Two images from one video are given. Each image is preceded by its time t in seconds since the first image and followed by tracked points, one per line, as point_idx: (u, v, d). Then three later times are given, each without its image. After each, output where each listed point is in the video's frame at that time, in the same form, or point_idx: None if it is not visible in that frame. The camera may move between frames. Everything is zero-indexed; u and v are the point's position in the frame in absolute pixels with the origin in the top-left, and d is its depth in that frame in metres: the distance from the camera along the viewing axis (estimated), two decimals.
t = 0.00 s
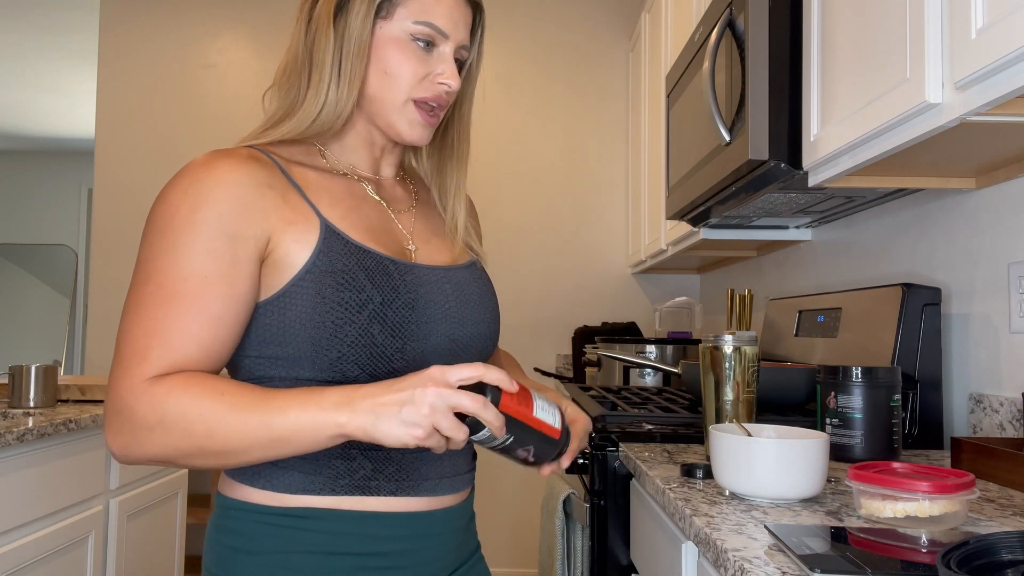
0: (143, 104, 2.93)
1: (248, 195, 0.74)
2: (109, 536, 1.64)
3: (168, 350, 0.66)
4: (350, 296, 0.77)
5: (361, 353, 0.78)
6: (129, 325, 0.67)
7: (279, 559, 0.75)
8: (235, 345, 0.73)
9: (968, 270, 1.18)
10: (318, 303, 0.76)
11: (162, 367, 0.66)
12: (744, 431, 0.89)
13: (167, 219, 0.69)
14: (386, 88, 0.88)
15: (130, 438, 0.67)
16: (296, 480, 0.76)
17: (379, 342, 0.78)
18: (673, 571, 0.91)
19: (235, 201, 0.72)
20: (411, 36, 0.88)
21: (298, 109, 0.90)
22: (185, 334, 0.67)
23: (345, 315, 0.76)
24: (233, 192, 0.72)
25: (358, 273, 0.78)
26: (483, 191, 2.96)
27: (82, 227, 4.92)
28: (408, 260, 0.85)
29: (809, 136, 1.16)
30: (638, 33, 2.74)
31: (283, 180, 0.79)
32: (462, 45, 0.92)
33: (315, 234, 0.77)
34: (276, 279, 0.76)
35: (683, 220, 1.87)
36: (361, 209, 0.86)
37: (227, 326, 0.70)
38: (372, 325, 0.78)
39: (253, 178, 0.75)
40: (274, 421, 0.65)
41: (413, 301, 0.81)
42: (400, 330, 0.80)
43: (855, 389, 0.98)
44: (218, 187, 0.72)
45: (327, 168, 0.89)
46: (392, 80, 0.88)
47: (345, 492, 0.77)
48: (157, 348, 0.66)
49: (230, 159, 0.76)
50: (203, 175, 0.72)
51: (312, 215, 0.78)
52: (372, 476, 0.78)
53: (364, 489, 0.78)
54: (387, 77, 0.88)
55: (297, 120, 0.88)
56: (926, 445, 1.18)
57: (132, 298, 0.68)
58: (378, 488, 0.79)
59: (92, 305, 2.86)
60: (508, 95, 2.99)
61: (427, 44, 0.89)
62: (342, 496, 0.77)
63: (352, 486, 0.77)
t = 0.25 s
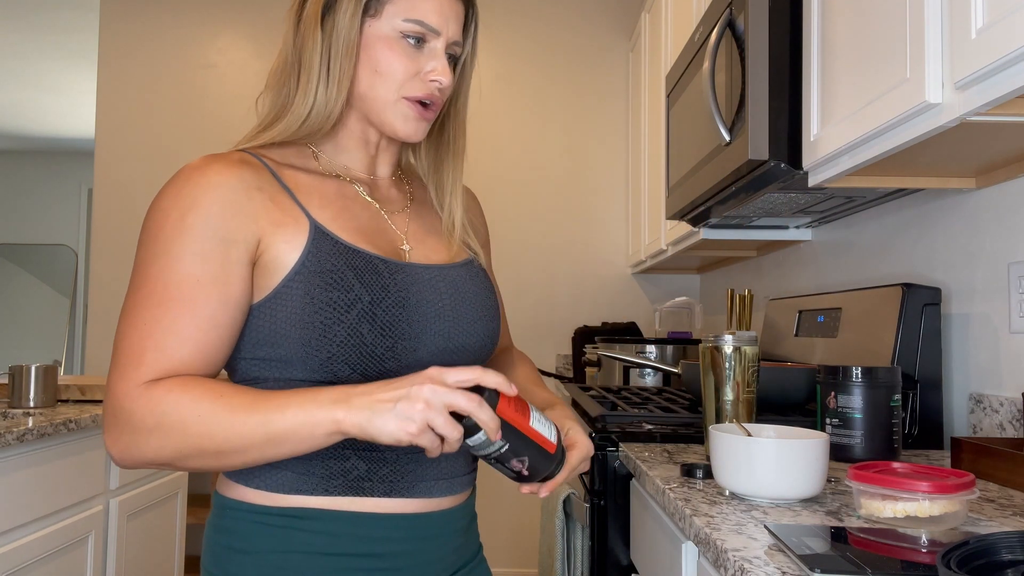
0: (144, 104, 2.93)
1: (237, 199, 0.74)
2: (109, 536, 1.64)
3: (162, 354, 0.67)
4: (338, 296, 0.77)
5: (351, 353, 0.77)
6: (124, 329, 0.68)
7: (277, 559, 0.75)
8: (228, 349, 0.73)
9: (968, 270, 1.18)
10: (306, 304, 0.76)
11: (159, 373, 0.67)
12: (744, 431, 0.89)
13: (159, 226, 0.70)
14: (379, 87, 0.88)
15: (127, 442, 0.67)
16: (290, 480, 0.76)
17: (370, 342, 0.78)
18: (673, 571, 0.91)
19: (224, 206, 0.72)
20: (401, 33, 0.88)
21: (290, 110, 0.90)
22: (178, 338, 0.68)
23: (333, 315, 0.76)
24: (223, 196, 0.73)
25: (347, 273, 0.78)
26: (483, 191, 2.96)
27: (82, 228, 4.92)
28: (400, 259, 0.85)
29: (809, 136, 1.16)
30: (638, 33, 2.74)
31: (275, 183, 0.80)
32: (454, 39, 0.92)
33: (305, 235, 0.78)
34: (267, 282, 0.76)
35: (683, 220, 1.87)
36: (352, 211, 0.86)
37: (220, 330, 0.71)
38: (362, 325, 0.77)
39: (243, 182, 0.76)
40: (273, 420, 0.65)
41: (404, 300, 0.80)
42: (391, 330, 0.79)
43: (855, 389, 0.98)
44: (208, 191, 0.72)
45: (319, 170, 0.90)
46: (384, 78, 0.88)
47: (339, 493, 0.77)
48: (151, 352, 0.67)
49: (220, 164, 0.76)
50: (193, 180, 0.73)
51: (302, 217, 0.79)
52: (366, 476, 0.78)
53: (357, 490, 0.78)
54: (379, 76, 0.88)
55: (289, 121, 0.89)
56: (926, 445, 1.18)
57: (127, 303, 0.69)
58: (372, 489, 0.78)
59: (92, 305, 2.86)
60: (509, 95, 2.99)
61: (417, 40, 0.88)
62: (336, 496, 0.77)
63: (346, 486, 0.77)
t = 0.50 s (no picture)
0: (144, 104, 2.93)
1: (237, 200, 0.74)
2: (109, 536, 1.64)
3: (161, 357, 0.67)
4: (339, 298, 0.77)
5: (353, 355, 0.77)
6: (122, 332, 0.68)
7: (278, 559, 0.75)
8: (228, 351, 0.73)
9: (968, 270, 1.18)
10: (307, 306, 0.76)
11: (158, 377, 0.67)
12: (744, 431, 0.89)
13: (159, 229, 0.70)
14: (380, 87, 0.88)
15: (125, 445, 0.67)
16: (291, 480, 0.76)
17: (371, 343, 0.78)
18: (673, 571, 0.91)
19: (223, 207, 0.72)
20: (403, 33, 0.88)
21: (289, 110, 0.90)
22: (177, 340, 0.68)
23: (334, 317, 0.76)
24: (222, 198, 0.73)
25: (346, 275, 0.77)
26: (483, 192, 2.96)
27: (82, 228, 4.92)
28: (400, 261, 0.85)
29: (809, 137, 1.16)
30: (638, 32, 2.74)
31: (274, 184, 0.79)
32: (455, 38, 0.92)
33: (305, 236, 0.78)
34: (266, 284, 0.76)
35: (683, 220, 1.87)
36: (353, 210, 0.86)
37: (220, 332, 0.71)
38: (363, 326, 0.77)
39: (242, 184, 0.76)
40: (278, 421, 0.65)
41: (405, 301, 0.80)
42: (392, 331, 0.79)
43: (855, 389, 0.98)
44: (207, 194, 0.72)
45: (318, 170, 0.90)
46: (385, 78, 0.88)
47: (340, 493, 0.77)
48: (151, 355, 0.67)
49: (219, 165, 0.76)
50: (192, 182, 0.73)
51: (301, 218, 0.79)
52: (368, 476, 0.78)
53: (359, 490, 0.78)
54: (380, 76, 0.88)
55: (288, 120, 0.89)
56: (926, 445, 1.18)
57: (125, 305, 0.69)
58: (374, 488, 0.78)
59: (92, 305, 2.86)
60: (509, 95, 2.99)
61: (420, 40, 0.89)
62: (337, 496, 0.77)
63: (348, 486, 0.77)
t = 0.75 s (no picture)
0: (144, 104, 2.93)
1: (241, 201, 0.74)
2: (109, 536, 1.64)
3: (166, 359, 0.67)
4: (346, 299, 0.77)
5: (360, 355, 0.77)
6: (127, 334, 0.67)
7: (283, 560, 0.75)
8: (233, 352, 0.73)
9: (968, 270, 1.18)
10: (315, 306, 0.76)
11: (164, 379, 0.67)
12: (744, 431, 0.89)
13: (163, 229, 0.70)
14: (382, 88, 0.88)
15: (131, 447, 0.67)
16: (299, 480, 0.76)
17: (378, 343, 0.78)
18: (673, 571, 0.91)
19: (227, 208, 0.72)
20: (406, 35, 0.88)
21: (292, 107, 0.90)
22: (182, 343, 0.67)
23: (342, 317, 0.76)
24: (227, 198, 0.73)
25: (354, 275, 0.78)
26: (483, 192, 2.96)
27: (82, 228, 4.92)
28: (405, 261, 0.85)
29: (809, 136, 1.16)
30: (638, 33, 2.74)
31: (277, 185, 0.79)
32: (458, 42, 0.92)
33: (310, 237, 0.78)
34: (271, 285, 0.76)
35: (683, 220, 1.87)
36: (356, 210, 0.86)
37: (225, 333, 0.70)
38: (370, 327, 0.77)
39: (245, 184, 0.75)
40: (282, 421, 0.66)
41: (411, 301, 0.80)
42: (399, 332, 0.79)
43: (855, 389, 0.98)
44: (213, 194, 0.72)
45: (319, 169, 0.90)
46: (387, 79, 0.88)
47: (348, 493, 0.77)
48: (156, 357, 0.66)
49: (221, 165, 0.76)
50: (195, 182, 0.72)
51: (306, 219, 0.79)
52: (376, 477, 0.78)
53: (366, 490, 0.78)
54: (383, 77, 0.88)
55: (291, 119, 0.89)
56: (926, 445, 1.18)
57: (130, 307, 0.68)
58: (381, 489, 0.78)
59: (92, 305, 2.86)
60: (508, 95, 2.99)
61: (422, 42, 0.89)
62: (345, 497, 0.77)
63: (356, 487, 0.77)
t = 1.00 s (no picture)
0: (144, 104, 2.93)
1: (246, 201, 0.73)
2: (109, 536, 1.64)
3: (171, 361, 0.66)
4: (352, 300, 0.77)
5: (365, 357, 0.77)
6: (131, 336, 0.67)
7: (287, 561, 0.75)
8: (238, 353, 0.73)
9: (968, 270, 1.18)
10: (320, 308, 0.76)
11: (170, 381, 0.66)
12: (744, 431, 0.89)
13: (168, 230, 0.69)
14: (387, 87, 0.88)
15: (138, 450, 0.67)
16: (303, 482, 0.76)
17: (383, 345, 0.78)
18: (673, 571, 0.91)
19: (232, 209, 0.72)
20: (409, 34, 0.88)
21: (293, 105, 0.90)
22: (188, 345, 0.67)
23: (347, 319, 0.76)
24: (232, 198, 0.72)
25: (359, 276, 0.78)
26: (483, 192, 2.97)
27: (82, 228, 4.92)
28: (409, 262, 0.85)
29: (809, 136, 1.16)
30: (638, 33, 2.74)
31: (281, 185, 0.79)
32: (459, 42, 0.92)
33: (316, 238, 0.78)
34: (276, 286, 0.76)
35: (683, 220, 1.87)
36: (359, 210, 0.86)
37: (231, 335, 0.70)
38: (375, 328, 0.78)
39: (249, 184, 0.75)
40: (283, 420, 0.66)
41: (416, 303, 0.81)
42: (404, 333, 0.79)
43: (855, 389, 0.98)
44: (218, 194, 0.71)
45: (320, 168, 0.90)
46: (392, 78, 0.88)
47: (351, 494, 0.77)
48: (161, 359, 0.66)
49: (224, 165, 0.75)
50: (198, 183, 0.72)
51: (310, 219, 0.78)
52: (379, 477, 0.78)
53: (370, 491, 0.78)
54: (387, 75, 0.88)
55: (294, 118, 0.88)
56: (925, 445, 1.18)
57: (134, 309, 0.68)
58: (384, 489, 0.79)
59: (93, 305, 2.86)
60: (508, 95, 2.99)
61: (426, 42, 0.88)
62: (348, 497, 0.77)
63: (360, 487, 0.77)
